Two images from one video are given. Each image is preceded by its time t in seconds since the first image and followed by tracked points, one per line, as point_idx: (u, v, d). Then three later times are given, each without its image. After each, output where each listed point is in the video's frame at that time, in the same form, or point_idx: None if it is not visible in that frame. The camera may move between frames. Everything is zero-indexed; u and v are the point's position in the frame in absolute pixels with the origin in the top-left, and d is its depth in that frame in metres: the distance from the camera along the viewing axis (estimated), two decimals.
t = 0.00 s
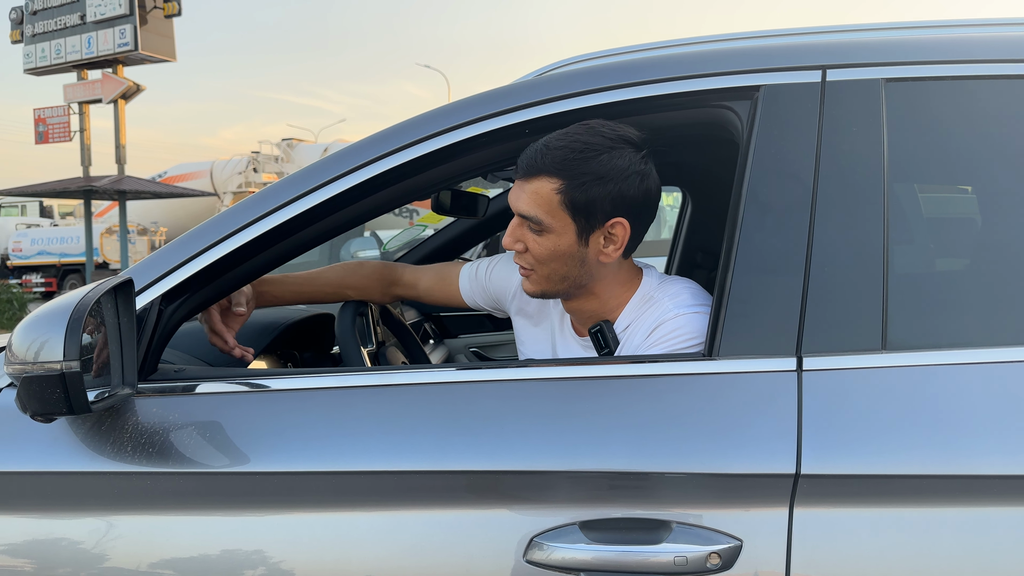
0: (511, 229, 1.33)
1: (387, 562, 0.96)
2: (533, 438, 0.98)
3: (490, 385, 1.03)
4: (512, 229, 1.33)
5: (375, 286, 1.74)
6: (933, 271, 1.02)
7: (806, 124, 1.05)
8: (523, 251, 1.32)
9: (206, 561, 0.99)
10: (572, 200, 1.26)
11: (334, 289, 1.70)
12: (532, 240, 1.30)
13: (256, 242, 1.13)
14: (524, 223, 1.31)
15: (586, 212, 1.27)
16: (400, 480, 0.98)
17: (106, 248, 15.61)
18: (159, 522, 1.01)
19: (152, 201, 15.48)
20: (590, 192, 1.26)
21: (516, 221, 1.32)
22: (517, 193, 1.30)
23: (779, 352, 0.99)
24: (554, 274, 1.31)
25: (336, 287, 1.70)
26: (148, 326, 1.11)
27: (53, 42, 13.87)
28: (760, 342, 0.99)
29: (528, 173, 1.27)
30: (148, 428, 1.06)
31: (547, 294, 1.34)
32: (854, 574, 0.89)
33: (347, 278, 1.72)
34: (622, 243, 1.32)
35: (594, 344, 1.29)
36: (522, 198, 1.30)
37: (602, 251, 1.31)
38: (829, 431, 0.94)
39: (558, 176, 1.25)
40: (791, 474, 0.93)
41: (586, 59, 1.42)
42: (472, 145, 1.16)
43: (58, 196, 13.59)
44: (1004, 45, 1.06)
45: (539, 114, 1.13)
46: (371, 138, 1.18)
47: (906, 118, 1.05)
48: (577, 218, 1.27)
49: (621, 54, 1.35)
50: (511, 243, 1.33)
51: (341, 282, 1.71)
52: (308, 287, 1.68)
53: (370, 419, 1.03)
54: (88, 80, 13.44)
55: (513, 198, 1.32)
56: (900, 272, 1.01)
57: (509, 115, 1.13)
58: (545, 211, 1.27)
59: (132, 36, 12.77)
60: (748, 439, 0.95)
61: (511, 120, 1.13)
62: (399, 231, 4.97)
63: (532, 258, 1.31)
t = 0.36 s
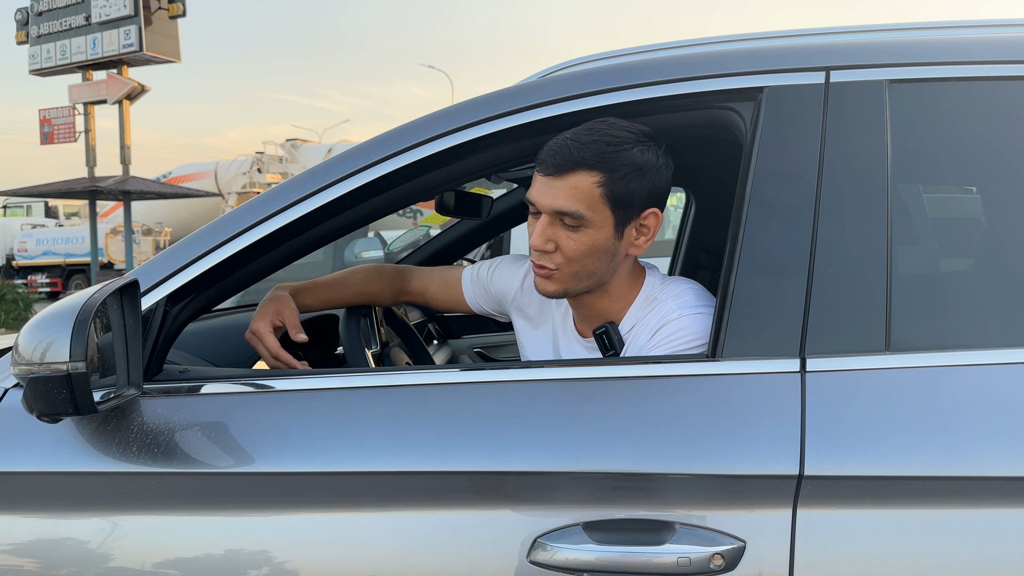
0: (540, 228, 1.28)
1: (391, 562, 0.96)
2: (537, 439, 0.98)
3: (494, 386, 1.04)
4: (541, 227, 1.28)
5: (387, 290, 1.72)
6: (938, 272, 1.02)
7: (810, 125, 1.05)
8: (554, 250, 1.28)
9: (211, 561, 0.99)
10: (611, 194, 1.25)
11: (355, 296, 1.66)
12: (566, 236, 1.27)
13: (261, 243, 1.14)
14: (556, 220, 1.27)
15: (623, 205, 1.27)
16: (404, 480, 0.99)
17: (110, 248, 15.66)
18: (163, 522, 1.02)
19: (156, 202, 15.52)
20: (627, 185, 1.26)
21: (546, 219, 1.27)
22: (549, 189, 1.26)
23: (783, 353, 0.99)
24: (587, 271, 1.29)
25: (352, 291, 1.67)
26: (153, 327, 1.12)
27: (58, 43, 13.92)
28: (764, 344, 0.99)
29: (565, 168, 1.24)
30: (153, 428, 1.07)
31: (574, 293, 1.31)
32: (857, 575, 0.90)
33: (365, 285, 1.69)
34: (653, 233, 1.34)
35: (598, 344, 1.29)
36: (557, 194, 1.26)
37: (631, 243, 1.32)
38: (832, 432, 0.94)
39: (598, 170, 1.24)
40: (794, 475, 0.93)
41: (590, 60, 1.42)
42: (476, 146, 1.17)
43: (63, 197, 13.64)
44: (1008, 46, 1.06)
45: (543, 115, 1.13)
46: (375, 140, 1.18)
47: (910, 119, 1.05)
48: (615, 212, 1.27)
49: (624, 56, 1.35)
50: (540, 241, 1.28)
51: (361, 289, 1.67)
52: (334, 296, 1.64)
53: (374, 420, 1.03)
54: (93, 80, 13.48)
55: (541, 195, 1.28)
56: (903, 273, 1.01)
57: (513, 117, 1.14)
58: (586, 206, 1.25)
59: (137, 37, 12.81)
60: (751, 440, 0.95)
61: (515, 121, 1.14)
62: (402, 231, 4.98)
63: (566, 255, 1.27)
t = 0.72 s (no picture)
0: (607, 225, 1.24)
1: (395, 564, 0.96)
2: (541, 441, 0.98)
3: (498, 387, 1.03)
4: (608, 224, 1.24)
5: (390, 298, 1.62)
6: (944, 273, 1.02)
7: (815, 126, 1.05)
8: (624, 246, 1.24)
9: (215, 562, 0.99)
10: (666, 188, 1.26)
11: (370, 312, 1.57)
12: (636, 232, 1.24)
13: (266, 244, 1.14)
14: (622, 215, 1.24)
15: (670, 199, 1.29)
16: (408, 482, 0.98)
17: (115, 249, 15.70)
18: (168, 523, 1.02)
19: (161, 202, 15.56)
20: (674, 178, 1.29)
21: (614, 214, 1.23)
22: (616, 184, 1.23)
23: (788, 354, 0.98)
24: (645, 267, 1.27)
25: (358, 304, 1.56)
26: (158, 328, 1.12)
27: (63, 44, 13.97)
28: (769, 346, 0.99)
29: (635, 162, 1.22)
30: (157, 430, 1.07)
31: (627, 293, 1.28)
32: None
33: (372, 299, 1.59)
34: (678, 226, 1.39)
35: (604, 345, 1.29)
36: (627, 188, 1.23)
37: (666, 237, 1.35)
38: (837, 435, 0.93)
39: (659, 164, 1.24)
40: (800, 478, 0.92)
41: (595, 61, 1.41)
42: (481, 148, 1.16)
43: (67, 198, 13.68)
44: (1014, 47, 1.05)
45: (548, 116, 1.13)
46: (379, 141, 1.18)
47: (916, 120, 1.04)
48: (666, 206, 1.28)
49: (630, 56, 1.35)
50: (610, 238, 1.23)
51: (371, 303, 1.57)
52: (347, 314, 1.53)
53: (378, 421, 1.03)
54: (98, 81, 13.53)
55: (604, 191, 1.24)
56: (909, 274, 1.01)
57: (518, 118, 1.13)
58: (655, 200, 1.24)
59: (141, 38, 12.84)
60: (757, 443, 0.94)
61: (520, 122, 1.14)
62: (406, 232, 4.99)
63: (635, 251, 1.24)
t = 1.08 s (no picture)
0: (601, 226, 1.24)
1: (396, 565, 0.96)
2: (542, 442, 0.98)
3: (499, 388, 1.04)
4: (602, 225, 1.24)
5: (391, 299, 1.63)
6: (947, 273, 1.02)
7: (816, 127, 1.05)
8: (618, 247, 1.24)
9: (217, 563, 0.99)
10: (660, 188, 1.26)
11: (367, 312, 1.57)
12: (630, 232, 1.24)
13: (267, 246, 1.14)
14: (616, 216, 1.24)
15: (665, 198, 1.28)
16: (409, 482, 0.99)
17: (119, 250, 15.75)
18: (170, 523, 1.02)
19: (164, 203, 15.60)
20: (669, 177, 1.28)
21: (608, 215, 1.23)
22: (609, 185, 1.23)
23: (789, 355, 0.98)
24: (642, 267, 1.27)
25: (356, 305, 1.57)
26: (159, 329, 1.12)
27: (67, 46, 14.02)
28: (770, 347, 0.99)
29: (628, 162, 1.22)
30: (159, 430, 1.07)
31: (623, 292, 1.28)
32: None
33: (369, 299, 1.59)
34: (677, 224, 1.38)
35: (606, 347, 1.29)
36: (620, 189, 1.23)
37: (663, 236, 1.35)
38: (837, 436, 0.93)
39: (653, 164, 1.24)
40: (801, 479, 0.92)
41: (595, 62, 1.42)
42: (482, 148, 1.17)
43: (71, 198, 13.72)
44: (1013, 48, 1.05)
45: (549, 117, 1.13)
46: (380, 142, 1.18)
47: (917, 120, 1.04)
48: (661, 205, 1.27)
49: (630, 57, 1.35)
50: (604, 239, 1.23)
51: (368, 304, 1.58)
52: (343, 314, 1.54)
53: (379, 422, 1.04)
54: (102, 83, 13.57)
55: (597, 192, 1.23)
56: (910, 275, 1.00)
57: (518, 119, 1.13)
58: (648, 200, 1.24)
59: (145, 40, 12.87)
60: (757, 444, 0.94)
61: (520, 123, 1.13)
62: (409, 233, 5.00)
63: (629, 251, 1.24)
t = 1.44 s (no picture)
0: (598, 227, 1.24)
1: (395, 565, 0.96)
2: (541, 442, 0.98)
3: (497, 389, 1.04)
4: (600, 226, 1.24)
5: (390, 299, 1.63)
6: (946, 274, 1.01)
7: (815, 127, 1.05)
8: (616, 248, 1.24)
9: (216, 563, 0.99)
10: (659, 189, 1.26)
11: (365, 311, 1.57)
12: (628, 233, 1.24)
13: (266, 246, 1.14)
14: (613, 217, 1.24)
15: (665, 199, 1.28)
16: (408, 483, 0.98)
17: (120, 250, 15.77)
18: (170, 523, 1.02)
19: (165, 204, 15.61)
20: (668, 178, 1.28)
21: (606, 217, 1.23)
22: (607, 187, 1.23)
23: (788, 356, 0.98)
24: (640, 268, 1.28)
25: (356, 304, 1.57)
26: (158, 329, 1.12)
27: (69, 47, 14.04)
28: (769, 348, 0.99)
29: (626, 164, 1.22)
30: (158, 430, 1.07)
31: (621, 292, 1.28)
32: None
33: (368, 298, 1.59)
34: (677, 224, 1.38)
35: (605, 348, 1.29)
36: (618, 191, 1.23)
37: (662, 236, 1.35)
38: (836, 437, 0.93)
39: (652, 165, 1.24)
40: (799, 480, 0.92)
41: (595, 62, 1.42)
42: (481, 149, 1.17)
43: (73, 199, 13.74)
44: (1012, 48, 1.05)
45: (547, 118, 1.13)
46: (379, 142, 1.19)
47: (915, 121, 1.04)
48: (660, 207, 1.27)
49: (630, 58, 1.35)
50: (601, 241, 1.23)
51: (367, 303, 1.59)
52: (341, 313, 1.55)
53: (378, 422, 1.04)
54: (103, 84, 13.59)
55: (595, 193, 1.24)
56: (908, 276, 1.00)
57: (517, 119, 1.13)
58: (646, 202, 1.24)
59: (147, 40, 12.88)
60: (756, 445, 0.94)
61: (519, 124, 1.13)
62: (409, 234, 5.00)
63: (627, 253, 1.25)
